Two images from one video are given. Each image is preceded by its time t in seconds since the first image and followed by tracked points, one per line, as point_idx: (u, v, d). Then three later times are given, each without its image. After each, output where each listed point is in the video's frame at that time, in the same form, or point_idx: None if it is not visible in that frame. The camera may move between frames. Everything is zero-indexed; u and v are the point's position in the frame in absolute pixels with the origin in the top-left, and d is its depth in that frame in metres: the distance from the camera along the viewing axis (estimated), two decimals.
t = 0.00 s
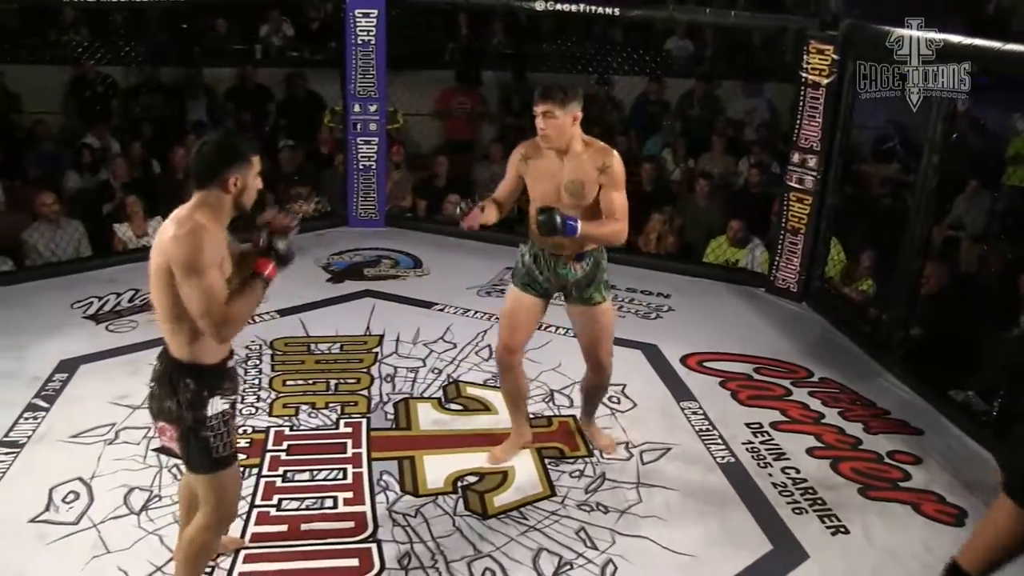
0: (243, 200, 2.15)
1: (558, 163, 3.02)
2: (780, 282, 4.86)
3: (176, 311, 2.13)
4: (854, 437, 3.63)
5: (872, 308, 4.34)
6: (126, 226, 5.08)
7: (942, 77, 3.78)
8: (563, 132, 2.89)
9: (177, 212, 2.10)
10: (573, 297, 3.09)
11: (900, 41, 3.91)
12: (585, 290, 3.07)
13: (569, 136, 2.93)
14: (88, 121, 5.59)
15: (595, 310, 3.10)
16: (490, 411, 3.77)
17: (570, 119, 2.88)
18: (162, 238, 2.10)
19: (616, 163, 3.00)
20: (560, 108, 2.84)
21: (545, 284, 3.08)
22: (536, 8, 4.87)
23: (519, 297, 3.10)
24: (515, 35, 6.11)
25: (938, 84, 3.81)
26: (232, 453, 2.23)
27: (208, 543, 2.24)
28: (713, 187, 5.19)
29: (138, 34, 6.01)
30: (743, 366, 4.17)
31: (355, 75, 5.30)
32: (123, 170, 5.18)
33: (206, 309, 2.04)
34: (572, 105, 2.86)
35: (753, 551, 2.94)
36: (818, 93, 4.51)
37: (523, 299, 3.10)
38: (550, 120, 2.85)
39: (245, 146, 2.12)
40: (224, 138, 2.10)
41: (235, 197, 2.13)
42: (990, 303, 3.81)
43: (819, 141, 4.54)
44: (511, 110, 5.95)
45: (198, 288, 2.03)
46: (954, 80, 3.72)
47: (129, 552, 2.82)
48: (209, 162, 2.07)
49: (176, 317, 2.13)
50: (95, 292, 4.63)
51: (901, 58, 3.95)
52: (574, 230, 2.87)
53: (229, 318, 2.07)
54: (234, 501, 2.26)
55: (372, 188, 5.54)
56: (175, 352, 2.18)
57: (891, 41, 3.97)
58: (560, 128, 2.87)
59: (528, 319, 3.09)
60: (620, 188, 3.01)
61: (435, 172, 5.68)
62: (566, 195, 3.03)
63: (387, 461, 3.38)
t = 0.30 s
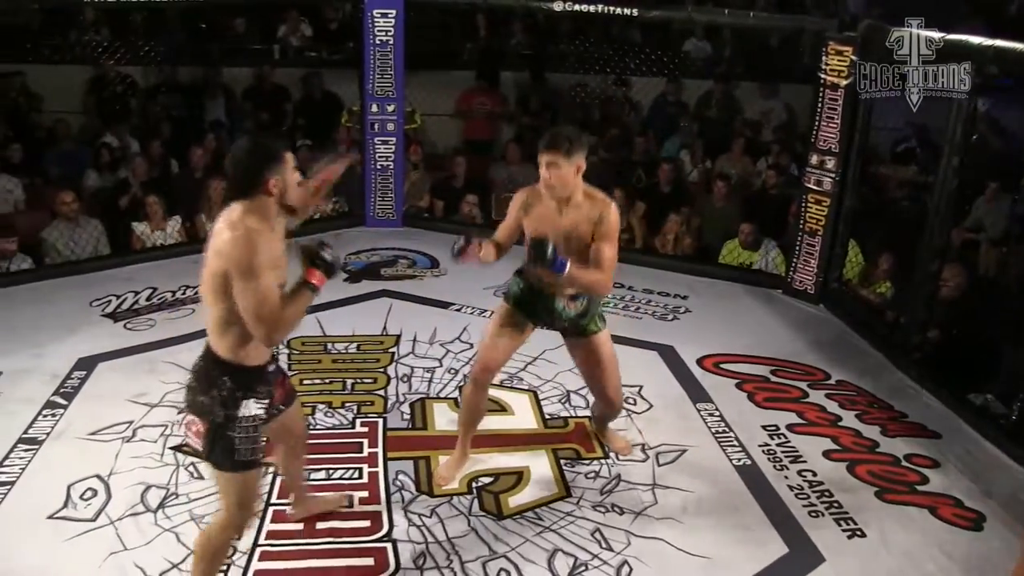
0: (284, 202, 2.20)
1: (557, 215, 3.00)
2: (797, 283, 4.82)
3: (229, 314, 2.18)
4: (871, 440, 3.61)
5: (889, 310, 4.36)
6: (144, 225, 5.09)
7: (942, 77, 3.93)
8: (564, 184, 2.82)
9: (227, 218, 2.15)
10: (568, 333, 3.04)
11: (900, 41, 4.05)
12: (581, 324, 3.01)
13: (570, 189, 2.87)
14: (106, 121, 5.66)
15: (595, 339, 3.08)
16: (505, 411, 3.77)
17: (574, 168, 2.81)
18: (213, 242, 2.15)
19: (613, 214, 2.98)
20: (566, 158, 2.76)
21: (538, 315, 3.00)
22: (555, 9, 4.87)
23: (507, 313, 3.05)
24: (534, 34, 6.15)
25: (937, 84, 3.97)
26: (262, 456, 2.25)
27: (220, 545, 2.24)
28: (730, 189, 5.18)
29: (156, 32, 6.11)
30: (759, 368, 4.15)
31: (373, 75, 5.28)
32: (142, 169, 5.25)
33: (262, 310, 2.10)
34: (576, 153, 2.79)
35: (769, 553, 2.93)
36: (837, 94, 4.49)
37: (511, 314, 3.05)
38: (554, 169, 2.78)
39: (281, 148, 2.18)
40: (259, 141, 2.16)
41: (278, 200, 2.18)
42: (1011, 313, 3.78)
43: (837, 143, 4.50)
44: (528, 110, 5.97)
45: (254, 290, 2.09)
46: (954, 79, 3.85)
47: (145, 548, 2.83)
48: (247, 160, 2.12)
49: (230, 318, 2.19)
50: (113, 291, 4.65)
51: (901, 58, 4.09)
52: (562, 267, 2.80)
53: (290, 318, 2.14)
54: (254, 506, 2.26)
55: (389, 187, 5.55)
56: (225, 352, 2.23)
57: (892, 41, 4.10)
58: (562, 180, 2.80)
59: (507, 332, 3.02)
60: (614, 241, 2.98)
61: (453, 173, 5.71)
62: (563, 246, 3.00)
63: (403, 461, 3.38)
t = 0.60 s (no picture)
0: (343, 270, 2.23)
1: (584, 188, 3.01)
2: (808, 283, 4.80)
3: (262, 364, 2.21)
4: (882, 441, 3.61)
5: (901, 311, 4.34)
6: (156, 224, 5.10)
7: (942, 77, 4.05)
8: (593, 160, 2.86)
9: (279, 274, 2.17)
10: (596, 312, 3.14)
11: (900, 41, 4.10)
12: (609, 303, 3.10)
13: (598, 164, 2.90)
14: (119, 120, 5.71)
15: (625, 318, 3.16)
16: (517, 411, 3.77)
17: (603, 145, 2.82)
18: (261, 296, 2.17)
19: (639, 186, 3.00)
20: (594, 135, 2.79)
21: (564, 300, 3.09)
22: (566, 9, 4.88)
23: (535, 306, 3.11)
24: (544, 34, 6.20)
25: (937, 84, 4.07)
26: (304, 472, 2.29)
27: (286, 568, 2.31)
28: (742, 189, 5.23)
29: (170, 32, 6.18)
30: (770, 368, 4.15)
31: (386, 75, 5.28)
32: (154, 168, 5.30)
33: (307, 376, 2.13)
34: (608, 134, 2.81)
35: (780, 554, 2.93)
36: (848, 95, 4.48)
37: (535, 308, 3.11)
38: (583, 148, 2.81)
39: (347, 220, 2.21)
40: (333, 209, 2.19)
41: (337, 267, 2.21)
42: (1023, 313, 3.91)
43: (849, 143, 4.50)
44: (540, 110, 5.99)
45: (302, 356, 2.11)
46: (954, 80, 4.00)
47: (156, 547, 2.83)
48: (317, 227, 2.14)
49: (261, 368, 2.22)
50: (125, 290, 4.65)
51: (901, 58, 4.13)
52: (593, 229, 2.76)
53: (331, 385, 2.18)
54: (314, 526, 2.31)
55: (401, 187, 5.53)
56: (253, 396, 2.27)
57: (891, 41, 4.16)
58: (591, 156, 2.84)
59: (528, 336, 3.06)
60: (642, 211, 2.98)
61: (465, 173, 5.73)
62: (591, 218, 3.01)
63: (413, 461, 3.39)
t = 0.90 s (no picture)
0: (325, 220, 2.22)
1: (632, 182, 3.01)
2: (814, 283, 4.79)
3: (265, 329, 2.19)
4: (889, 441, 3.60)
5: (908, 312, 4.33)
6: (163, 224, 5.12)
7: (942, 77, 4.06)
8: (643, 155, 2.87)
9: (264, 237, 2.14)
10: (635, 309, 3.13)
11: (899, 41, 4.16)
12: (651, 298, 3.12)
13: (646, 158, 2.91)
14: (127, 121, 5.72)
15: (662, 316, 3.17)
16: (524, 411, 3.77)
17: (650, 140, 2.83)
18: (250, 262, 2.14)
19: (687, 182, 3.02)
20: (642, 129, 2.79)
21: (606, 296, 3.09)
22: (572, 9, 4.87)
23: (572, 298, 3.10)
24: (551, 34, 6.20)
25: (937, 84, 4.08)
26: (295, 468, 2.27)
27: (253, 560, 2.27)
28: (748, 190, 5.22)
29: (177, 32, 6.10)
30: (776, 368, 4.15)
31: (392, 75, 5.27)
32: (161, 169, 5.27)
33: (316, 320, 2.11)
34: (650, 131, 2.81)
35: (787, 553, 2.93)
36: (856, 95, 4.46)
37: (573, 301, 3.10)
38: (631, 142, 2.81)
39: (322, 166, 2.20)
40: (302, 160, 2.18)
41: (317, 217, 2.19)
42: None
43: (856, 144, 4.49)
44: (547, 111, 5.99)
45: (305, 299, 2.10)
46: (954, 79, 4.03)
47: (164, 547, 2.84)
48: (294, 181, 2.14)
49: (266, 334, 2.19)
50: (131, 290, 4.65)
51: (902, 58, 4.18)
52: (637, 231, 2.80)
53: (342, 326, 2.17)
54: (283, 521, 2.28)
55: (407, 186, 5.50)
56: (263, 367, 2.23)
57: (891, 41, 4.21)
58: (641, 151, 2.84)
59: (570, 327, 3.06)
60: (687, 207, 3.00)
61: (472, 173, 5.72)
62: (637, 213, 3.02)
63: (420, 461, 3.39)
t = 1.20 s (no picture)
0: (335, 199, 2.26)
1: (613, 186, 3.02)
2: (814, 284, 4.79)
3: (262, 297, 2.23)
4: (888, 441, 3.60)
5: (908, 312, 4.33)
6: (162, 224, 5.11)
7: (942, 77, 4.04)
8: (620, 156, 2.87)
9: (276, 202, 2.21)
10: (627, 311, 3.13)
11: (900, 41, 4.16)
12: (638, 305, 3.12)
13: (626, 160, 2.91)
14: (126, 121, 5.73)
15: (653, 322, 3.19)
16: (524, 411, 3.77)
17: (626, 142, 2.84)
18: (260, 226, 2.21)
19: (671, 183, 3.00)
20: (617, 132, 2.80)
21: (600, 299, 3.10)
22: (572, 9, 4.87)
23: (563, 300, 3.10)
24: (551, 34, 6.18)
25: (937, 84, 4.07)
26: (297, 438, 2.32)
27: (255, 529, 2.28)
28: (748, 190, 5.24)
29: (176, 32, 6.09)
30: (775, 368, 4.15)
31: (391, 75, 5.25)
32: (161, 168, 5.31)
33: (292, 297, 2.14)
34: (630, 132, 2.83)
35: (787, 553, 2.93)
36: (855, 95, 4.46)
37: (564, 300, 3.11)
38: (607, 144, 2.83)
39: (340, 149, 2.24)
40: (322, 139, 2.24)
41: (327, 195, 2.24)
42: None
43: (856, 144, 4.49)
44: (546, 111, 6.00)
45: (288, 274, 2.13)
46: (954, 79, 4.01)
47: (163, 547, 2.84)
48: (307, 156, 2.20)
49: (261, 301, 2.24)
50: (131, 290, 4.65)
51: (902, 58, 4.18)
52: (624, 241, 2.78)
53: (311, 313, 2.16)
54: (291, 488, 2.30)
55: (407, 186, 5.47)
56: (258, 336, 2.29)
57: (892, 41, 4.21)
58: (618, 154, 2.85)
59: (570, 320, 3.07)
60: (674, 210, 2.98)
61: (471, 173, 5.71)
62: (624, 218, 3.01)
63: (420, 461, 3.39)
